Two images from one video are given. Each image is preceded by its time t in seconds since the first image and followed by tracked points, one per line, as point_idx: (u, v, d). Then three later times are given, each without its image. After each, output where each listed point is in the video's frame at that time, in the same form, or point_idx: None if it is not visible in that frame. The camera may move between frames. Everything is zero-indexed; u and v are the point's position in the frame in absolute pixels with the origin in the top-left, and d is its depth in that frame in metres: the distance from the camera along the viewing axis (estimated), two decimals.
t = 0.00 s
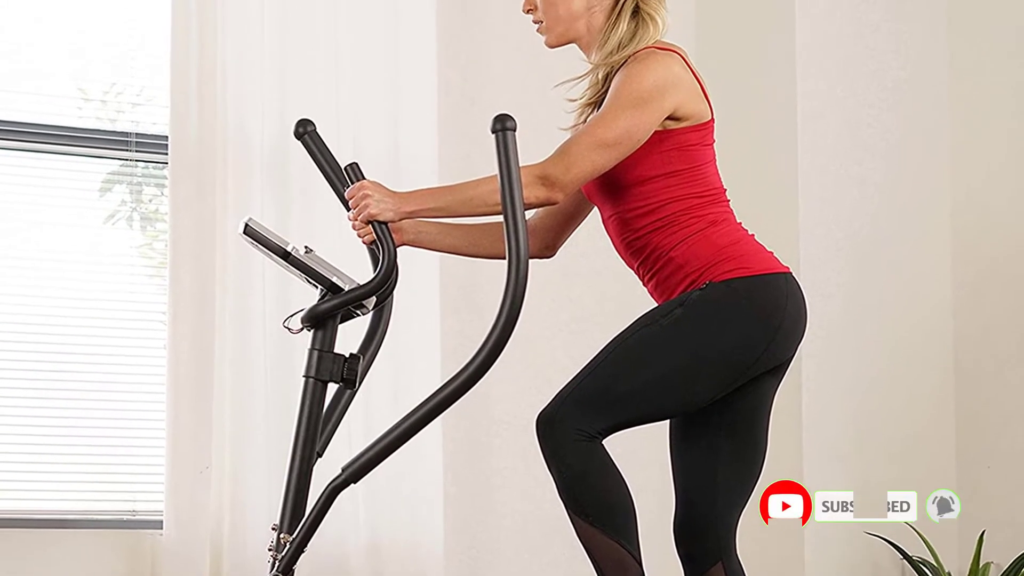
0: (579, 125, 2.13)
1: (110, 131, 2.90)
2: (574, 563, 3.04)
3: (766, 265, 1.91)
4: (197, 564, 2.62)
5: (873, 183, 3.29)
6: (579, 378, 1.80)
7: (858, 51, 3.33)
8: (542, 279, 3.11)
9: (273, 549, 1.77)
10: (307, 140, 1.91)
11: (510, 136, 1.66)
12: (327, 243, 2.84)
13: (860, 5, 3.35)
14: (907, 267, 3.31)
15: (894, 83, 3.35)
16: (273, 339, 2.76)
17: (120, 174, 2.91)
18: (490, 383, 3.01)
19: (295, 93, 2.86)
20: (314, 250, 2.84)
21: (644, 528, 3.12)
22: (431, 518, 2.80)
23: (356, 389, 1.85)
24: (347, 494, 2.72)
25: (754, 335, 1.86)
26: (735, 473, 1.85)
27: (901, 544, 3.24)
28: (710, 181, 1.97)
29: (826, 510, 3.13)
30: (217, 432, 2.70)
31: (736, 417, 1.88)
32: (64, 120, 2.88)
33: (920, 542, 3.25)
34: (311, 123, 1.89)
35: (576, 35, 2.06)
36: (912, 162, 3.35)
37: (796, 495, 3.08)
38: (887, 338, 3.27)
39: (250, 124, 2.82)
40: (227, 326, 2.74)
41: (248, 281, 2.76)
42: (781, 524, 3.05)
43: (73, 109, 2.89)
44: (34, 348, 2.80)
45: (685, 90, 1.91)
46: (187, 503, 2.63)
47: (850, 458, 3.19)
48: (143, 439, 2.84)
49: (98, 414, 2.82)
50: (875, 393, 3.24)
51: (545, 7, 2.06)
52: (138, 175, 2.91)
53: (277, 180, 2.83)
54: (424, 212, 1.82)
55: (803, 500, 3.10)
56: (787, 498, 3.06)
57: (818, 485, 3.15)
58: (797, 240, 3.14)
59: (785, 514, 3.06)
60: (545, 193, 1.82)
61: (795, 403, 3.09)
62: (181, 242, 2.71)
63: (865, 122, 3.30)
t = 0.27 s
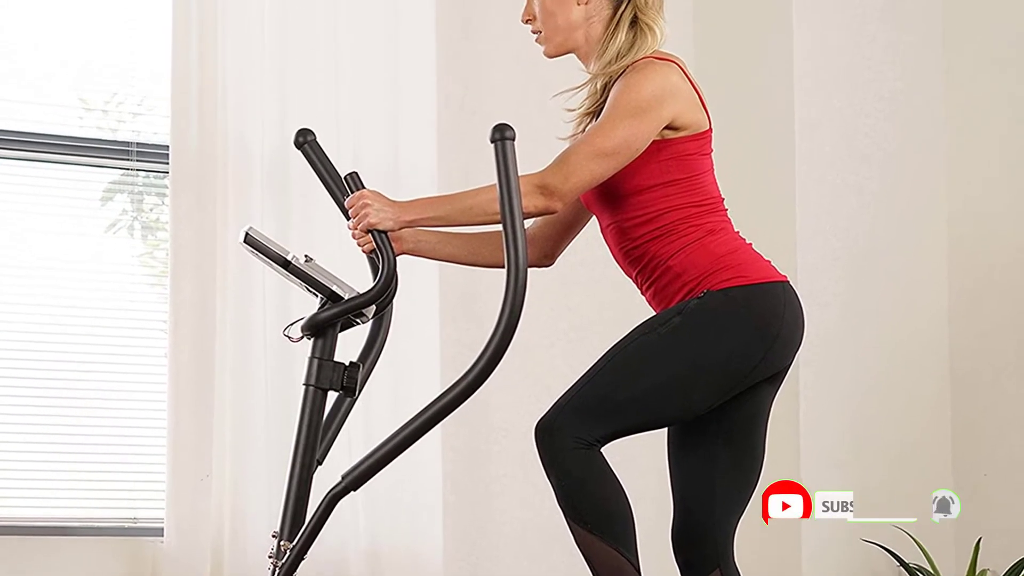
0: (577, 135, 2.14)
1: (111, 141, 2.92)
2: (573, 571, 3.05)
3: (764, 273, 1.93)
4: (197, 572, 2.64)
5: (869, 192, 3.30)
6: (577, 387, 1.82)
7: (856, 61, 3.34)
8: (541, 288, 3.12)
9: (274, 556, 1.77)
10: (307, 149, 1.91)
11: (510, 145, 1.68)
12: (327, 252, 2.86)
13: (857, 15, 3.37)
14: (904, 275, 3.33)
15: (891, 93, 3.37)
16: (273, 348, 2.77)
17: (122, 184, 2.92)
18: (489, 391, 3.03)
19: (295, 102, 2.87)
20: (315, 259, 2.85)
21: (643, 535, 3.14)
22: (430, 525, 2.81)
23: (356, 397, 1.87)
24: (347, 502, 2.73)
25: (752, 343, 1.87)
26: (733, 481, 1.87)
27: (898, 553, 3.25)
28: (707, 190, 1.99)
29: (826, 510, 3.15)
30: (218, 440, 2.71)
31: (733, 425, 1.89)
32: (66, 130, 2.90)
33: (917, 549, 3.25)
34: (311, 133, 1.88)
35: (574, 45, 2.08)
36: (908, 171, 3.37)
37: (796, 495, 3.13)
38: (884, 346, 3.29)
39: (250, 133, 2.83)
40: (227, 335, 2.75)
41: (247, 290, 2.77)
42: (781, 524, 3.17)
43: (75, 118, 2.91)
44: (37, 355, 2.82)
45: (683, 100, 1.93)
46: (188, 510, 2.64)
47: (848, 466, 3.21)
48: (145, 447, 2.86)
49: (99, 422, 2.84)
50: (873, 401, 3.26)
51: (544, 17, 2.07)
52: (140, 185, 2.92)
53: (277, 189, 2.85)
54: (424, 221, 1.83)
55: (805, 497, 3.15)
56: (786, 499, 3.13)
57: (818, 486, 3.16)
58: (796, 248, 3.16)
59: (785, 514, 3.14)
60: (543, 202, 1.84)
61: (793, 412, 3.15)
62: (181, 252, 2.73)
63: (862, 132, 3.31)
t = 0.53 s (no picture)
0: (576, 144, 2.16)
1: (112, 150, 2.94)
2: None
3: (762, 282, 1.94)
4: None
5: (867, 202, 3.33)
6: (576, 395, 1.83)
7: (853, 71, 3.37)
8: (540, 296, 3.13)
9: (274, 563, 1.77)
10: (307, 158, 1.91)
11: (508, 154, 1.69)
12: (327, 260, 2.88)
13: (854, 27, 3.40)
14: (903, 282, 3.34)
15: (889, 102, 3.39)
16: (273, 355, 2.78)
17: (123, 193, 2.93)
18: (488, 398, 3.04)
19: (296, 111, 2.89)
20: (314, 267, 2.87)
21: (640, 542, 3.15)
22: (429, 532, 2.82)
23: (355, 405, 1.86)
24: (347, 508, 2.74)
25: (750, 351, 1.88)
26: (731, 487, 1.88)
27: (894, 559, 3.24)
28: (706, 199, 2.01)
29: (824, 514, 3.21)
30: (218, 447, 2.72)
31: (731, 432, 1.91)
32: (68, 139, 2.92)
33: (915, 556, 3.25)
34: (311, 141, 1.87)
35: (573, 54, 2.10)
36: (907, 178, 3.37)
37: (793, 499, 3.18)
38: (881, 354, 3.30)
39: (251, 141, 2.85)
40: (228, 343, 2.77)
41: (247, 298, 2.78)
42: (781, 531, 3.17)
43: (76, 127, 2.92)
44: (38, 364, 2.84)
45: (681, 109, 1.95)
46: (188, 517, 2.65)
47: (844, 472, 3.25)
48: (145, 455, 2.88)
49: (100, 430, 2.85)
50: (869, 409, 3.28)
51: (543, 27, 2.09)
52: (141, 194, 2.94)
53: (277, 197, 2.86)
54: (423, 230, 1.85)
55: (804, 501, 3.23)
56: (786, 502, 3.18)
57: (817, 486, 3.23)
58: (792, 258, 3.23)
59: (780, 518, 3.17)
60: (542, 211, 1.85)
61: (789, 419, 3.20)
62: (181, 259, 2.74)
63: (860, 140, 3.35)
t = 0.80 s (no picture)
0: (574, 152, 2.18)
1: (114, 158, 2.95)
2: None
3: (760, 289, 1.96)
4: None
5: (863, 210, 3.31)
6: (575, 401, 1.85)
7: (851, 80, 3.33)
8: (539, 304, 3.15)
9: (274, 568, 1.78)
10: (307, 167, 1.92)
11: (508, 162, 1.70)
12: (327, 268, 2.89)
13: (852, 35, 3.36)
14: (901, 289, 3.35)
15: (885, 111, 3.38)
16: (274, 364, 2.80)
17: (124, 201, 2.95)
18: (488, 405, 3.05)
19: (296, 120, 2.91)
20: (314, 275, 2.89)
21: (639, 549, 3.16)
22: (428, 539, 2.83)
23: (355, 412, 1.87)
24: (347, 515, 2.75)
25: (748, 358, 1.90)
26: (729, 494, 1.89)
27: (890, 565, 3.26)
28: (704, 207, 2.02)
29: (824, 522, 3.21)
30: (219, 453, 2.74)
31: (729, 438, 1.92)
32: (69, 147, 2.93)
33: (912, 563, 3.27)
34: (311, 150, 1.90)
35: (572, 63, 2.12)
36: (905, 186, 3.38)
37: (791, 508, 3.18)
38: (879, 361, 3.31)
39: (251, 150, 2.86)
40: (228, 350, 2.78)
41: (247, 306, 2.79)
42: (778, 535, 3.24)
43: (78, 136, 2.94)
44: (41, 371, 2.85)
45: (680, 118, 1.96)
46: (191, 524, 2.68)
47: (841, 480, 3.23)
48: (146, 461, 2.89)
49: (101, 436, 2.87)
50: (868, 417, 3.28)
51: (542, 36, 2.11)
52: (142, 201, 2.95)
53: (277, 205, 2.87)
54: (423, 238, 1.86)
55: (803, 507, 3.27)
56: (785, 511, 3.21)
57: (816, 495, 3.20)
58: (790, 263, 3.19)
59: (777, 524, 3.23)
60: (541, 219, 1.86)
61: (787, 427, 3.20)
62: (182, 268, 2.75)
63: (857, 149, 3.32)
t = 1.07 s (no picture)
0: (574, 159, 2.19)
1: (115, 165, 2.97)
2: None
3: (758, 296, 1.97)
4: None
5: (861, 216, 3.32)
6: (573, 408, 1.86)
7: (849, 88, 3.35)
8: (538, 311, 3.16)
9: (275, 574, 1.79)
10: (308, 175, 1.94)
11: (507, 170, 1.72)
12: (327, 275, 2.91)
13: (850, 42, 3.37)
14: (898, 296, 3.37)
15: (882, 119, 3.39)
16: (274, 370, 2.81)
17: (124, 209, 2.96)
18: (487, 412, 3.06)
19: (296, 127, 2.92)
20: (314, 282, 2.90)
21: (637, 555, 3.17)
22: (428, 544, 2.84)
23: (355, 419, 1.88)
24: (346, 521, 2.76)
25: (746, 364, 1.91)
26: (726, 501, 1.90)
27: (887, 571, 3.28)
28: (702, 214, 2.03)
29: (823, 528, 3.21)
30: (219, 459, 2.75)
31: (727, 445, 1.93)
32: (70, 155, 2.95)
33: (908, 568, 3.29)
34: (311, 158, 1.92)
35: (571, 71, 2.13)
36: (902, 194, 3.40)
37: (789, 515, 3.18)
38: (877, 367, 3.32)
39: (252, 157, 2.87)
40: (229, 357, 2.79)
41: (247, 313, 2.81)
42: (776, 542, 3.24)
43: (79, 144, 2.95)
44: (42, 378, 2.86)
45: (678, 126, 1.98)
46: (191, 530, 2.69)
47: (838, 487, 3.24)
48: (147, 467, 2.90)
49: (102, 442, 2.88)
50: (866, 423, 3.30)
51: (541, 44, 2.12)
52: (143, 208, 2.96)
53: (278, 213, 2.88)
54: (423, 245, 1.87)
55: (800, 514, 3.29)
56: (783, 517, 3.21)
57: (813, 501, 3.21)
58: (788, 270, 3.20)
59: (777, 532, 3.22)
60: (540, 226, 1.88)
61: (785, 435, 3.21)
62: (182, 275, 2.76)
63: (855, 156, 3.33)
